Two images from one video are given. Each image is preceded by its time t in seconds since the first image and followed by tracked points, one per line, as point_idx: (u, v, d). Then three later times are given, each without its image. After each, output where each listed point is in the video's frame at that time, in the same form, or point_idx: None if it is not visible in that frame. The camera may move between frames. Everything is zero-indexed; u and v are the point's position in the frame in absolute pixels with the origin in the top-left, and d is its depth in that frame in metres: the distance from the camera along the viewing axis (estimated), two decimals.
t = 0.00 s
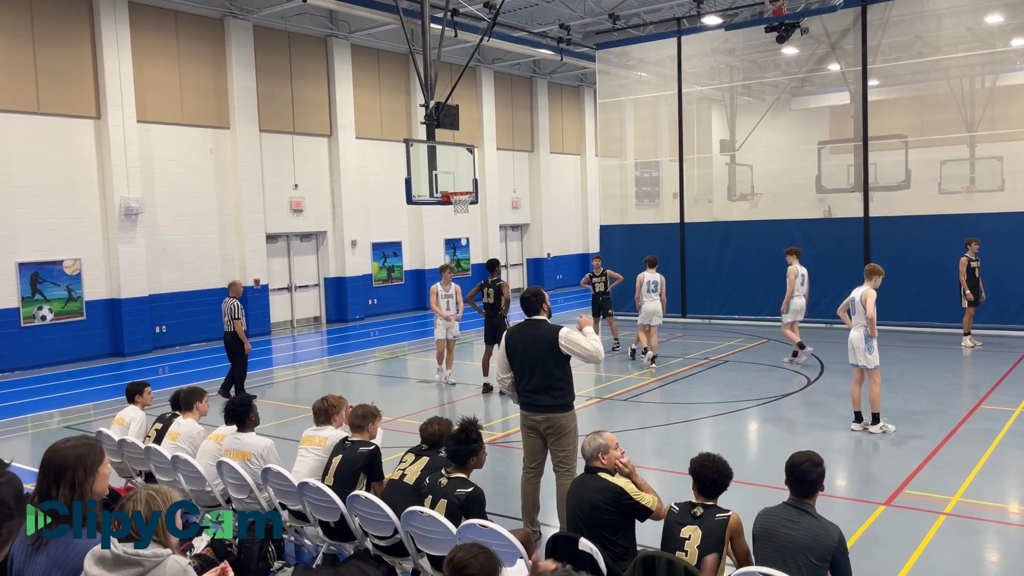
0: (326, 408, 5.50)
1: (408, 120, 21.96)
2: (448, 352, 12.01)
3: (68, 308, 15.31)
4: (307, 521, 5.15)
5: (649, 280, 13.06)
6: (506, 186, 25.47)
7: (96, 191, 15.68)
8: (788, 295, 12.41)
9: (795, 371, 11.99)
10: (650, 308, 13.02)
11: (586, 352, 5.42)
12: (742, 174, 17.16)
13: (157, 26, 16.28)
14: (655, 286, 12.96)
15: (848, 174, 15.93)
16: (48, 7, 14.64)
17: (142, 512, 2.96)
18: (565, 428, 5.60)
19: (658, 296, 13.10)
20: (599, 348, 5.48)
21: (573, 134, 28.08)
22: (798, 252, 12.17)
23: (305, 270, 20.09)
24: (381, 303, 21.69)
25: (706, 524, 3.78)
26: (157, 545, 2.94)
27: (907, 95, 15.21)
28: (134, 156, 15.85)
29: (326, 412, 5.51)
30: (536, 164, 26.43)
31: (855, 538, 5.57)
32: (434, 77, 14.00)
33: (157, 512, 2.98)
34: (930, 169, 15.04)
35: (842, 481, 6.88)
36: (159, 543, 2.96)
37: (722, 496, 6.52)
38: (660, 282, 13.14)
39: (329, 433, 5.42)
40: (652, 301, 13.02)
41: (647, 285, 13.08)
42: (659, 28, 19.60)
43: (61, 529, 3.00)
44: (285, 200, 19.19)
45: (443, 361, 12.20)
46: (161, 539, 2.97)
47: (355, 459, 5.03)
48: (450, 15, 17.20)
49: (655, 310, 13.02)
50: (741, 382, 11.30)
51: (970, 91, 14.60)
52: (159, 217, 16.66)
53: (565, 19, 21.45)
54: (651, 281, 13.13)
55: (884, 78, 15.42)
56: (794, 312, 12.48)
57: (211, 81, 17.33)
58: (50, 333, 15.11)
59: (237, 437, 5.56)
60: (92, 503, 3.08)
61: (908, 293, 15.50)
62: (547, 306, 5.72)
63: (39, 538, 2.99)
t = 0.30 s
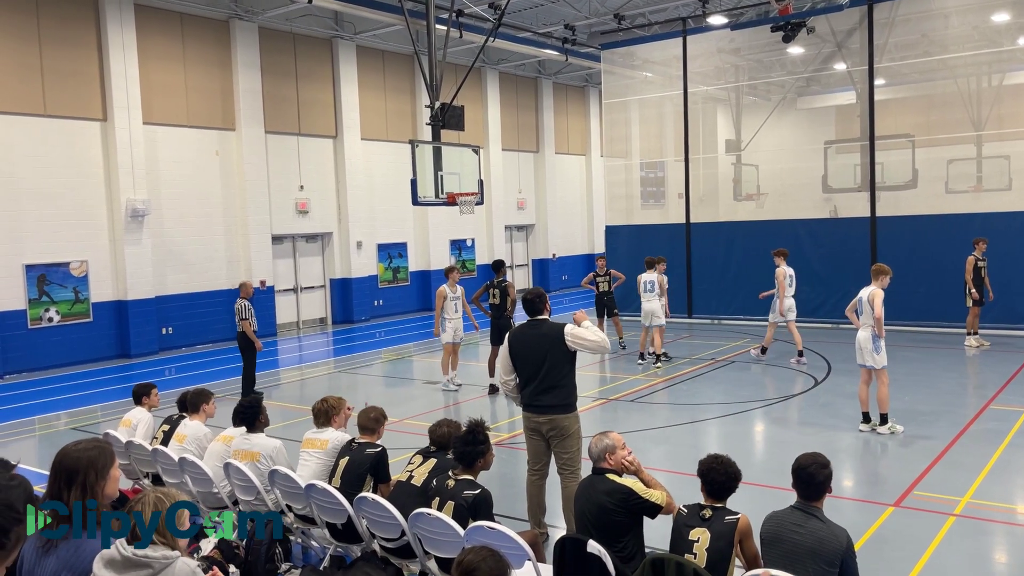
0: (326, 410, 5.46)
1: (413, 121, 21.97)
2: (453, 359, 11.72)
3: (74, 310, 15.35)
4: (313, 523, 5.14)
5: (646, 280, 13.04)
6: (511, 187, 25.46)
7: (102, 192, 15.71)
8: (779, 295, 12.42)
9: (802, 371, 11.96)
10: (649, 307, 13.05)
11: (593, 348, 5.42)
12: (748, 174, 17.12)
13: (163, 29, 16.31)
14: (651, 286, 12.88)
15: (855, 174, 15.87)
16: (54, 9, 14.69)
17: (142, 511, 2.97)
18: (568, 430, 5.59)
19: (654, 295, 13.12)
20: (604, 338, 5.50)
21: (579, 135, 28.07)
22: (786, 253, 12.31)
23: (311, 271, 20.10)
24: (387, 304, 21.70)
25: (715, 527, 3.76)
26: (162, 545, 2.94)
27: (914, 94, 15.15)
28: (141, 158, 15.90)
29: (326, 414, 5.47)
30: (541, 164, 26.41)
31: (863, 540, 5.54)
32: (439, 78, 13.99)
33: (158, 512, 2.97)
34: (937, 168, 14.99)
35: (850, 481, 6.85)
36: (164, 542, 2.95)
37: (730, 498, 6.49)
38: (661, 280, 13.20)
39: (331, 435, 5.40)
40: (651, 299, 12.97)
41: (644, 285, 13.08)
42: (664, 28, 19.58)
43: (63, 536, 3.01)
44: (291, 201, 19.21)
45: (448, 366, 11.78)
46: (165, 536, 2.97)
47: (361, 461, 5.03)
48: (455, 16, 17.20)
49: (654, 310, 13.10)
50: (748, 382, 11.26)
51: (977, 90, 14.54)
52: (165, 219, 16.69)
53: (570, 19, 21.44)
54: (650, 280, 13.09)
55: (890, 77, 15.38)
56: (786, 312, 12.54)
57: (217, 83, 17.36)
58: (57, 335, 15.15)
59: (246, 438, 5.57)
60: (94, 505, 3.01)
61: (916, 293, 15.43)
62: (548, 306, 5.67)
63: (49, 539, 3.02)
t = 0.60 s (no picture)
0: (329, 411, 5.51)
1: (420, 124, 22.01)
2: (458, 361, 11.76)
3: (83, 313, 15.42)
4: (320, 525, 5.15)
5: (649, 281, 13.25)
6: (517, 189, 25.49)
7: (110, 196, 15.79)
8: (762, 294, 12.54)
9: (808, 372, 11.93)
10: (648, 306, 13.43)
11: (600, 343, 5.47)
12: (755, 175, 17.09)
13: (170, 33, 16.39)
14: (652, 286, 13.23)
15: (862, 175, 15.83)
16: (62, 14, 14.78)
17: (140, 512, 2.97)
18: (572, 431, 5.60)
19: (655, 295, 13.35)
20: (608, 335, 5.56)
21: (585, 137, 28.07)
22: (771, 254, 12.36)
23: (318, 274, 20.15)
24: (393, 306, 21.73)
25: (721, 528, 3.75)
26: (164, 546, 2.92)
27: (922, 94, 15.09)
28: (148, 163, 15.98)
29: (329, 416, 5.51)
30: (547, 166, 26.43)
31: (871, 542, 5.52)
32: (445, 81, 14.01)
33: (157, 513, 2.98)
34: (944, 168, 14.94)
35: (859, 483, 6.82)
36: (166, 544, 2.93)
37: (736, 499, 6.48)
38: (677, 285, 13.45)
39: (335, 438, 5.40)
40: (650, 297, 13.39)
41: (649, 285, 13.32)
42: (670, 29, 19.57)
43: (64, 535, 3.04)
44: (298, 204, 19.27)
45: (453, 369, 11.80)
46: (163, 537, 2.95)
47: (368, 462, 5.04)
48: (461, 19, 17.25)
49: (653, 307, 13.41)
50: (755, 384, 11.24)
51: (984, 90, 14.49)
52: (173, 222, 16.76)
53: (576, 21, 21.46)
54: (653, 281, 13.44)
55: (897, 77, 15.33)
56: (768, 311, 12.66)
57: (224, 87, 17.43)
58: (66, 338, 15.22)
59: (255, 440, 5.59)
60: (93, 504, 3.03)
61: (923, 293, 15.37)
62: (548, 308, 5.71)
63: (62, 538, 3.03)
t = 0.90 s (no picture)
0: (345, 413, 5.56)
1: (426, 127, 22.06)
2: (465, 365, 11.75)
3: (92, 317, 15.50)
4: (328, 527, 5.17)
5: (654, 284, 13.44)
6: (524, 192, 25.51)
7: (119, 201, 15.88)
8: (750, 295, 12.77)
9: (816, 374, 11.90)
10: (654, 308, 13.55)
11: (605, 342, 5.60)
12: (762, 176, 17.06)
13: (178, 38, 16.47)
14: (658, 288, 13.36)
15: (869, 176, 15.79)
16: (70, 19, 14.88)
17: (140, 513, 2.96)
18: (579, 432, 5.64)
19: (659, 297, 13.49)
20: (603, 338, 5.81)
21: (591, 139, 28.09)
22: (758, 255, 12.72)
23: (325, 277, 20.20)
24: (400, 309, 21.77)
25: (727, 530, 3.75)
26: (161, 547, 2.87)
27: (929, 95, 15.04)
28: (157, 167, 16.07)
29: (343, 418, 5.57)
30: (553, 169, 26.45)
31: (878, 543, 5.50)
32: (451, 84, 14.03)
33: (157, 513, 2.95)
34: (952, 169, 14.88)
35: (867, 485, 6.79)
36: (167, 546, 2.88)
37: (744, 501, 6.46)
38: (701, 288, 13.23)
39: (341, 441, 5.42)
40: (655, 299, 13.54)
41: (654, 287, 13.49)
42: (676, 31, 19.58)
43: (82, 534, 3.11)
44: (305, 207, 19.32)
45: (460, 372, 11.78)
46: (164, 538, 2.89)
47: (375, 465, 5.05)
48: (467, 22, 17.29)
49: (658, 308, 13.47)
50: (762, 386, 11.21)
51: (992, 90, 14.43)
52: (181, 226, 16.84)
53: (581, 24, 21.48)
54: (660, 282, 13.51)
55: (904, 78, 15.28)
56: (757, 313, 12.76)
57: (231, 91, 17.51)
58: (76, 342, 15.30)
59: (266, 442, 5.62)
60: (94, 505, 3.04)
61: (932, 295, 15.31)
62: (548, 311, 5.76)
63: (89, 538, 3.09)
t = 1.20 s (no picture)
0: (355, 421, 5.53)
1: (431, 129, 22.08)
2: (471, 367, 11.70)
3: (99, 320, 15.54)
4: (334, 530, 5.18)
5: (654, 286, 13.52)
6: (529, 193, 25.52)
7: (125, 204, 15.93)
8: (740, 297, 12.98)
9: (822, 375, 11.87)
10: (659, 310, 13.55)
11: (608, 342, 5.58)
12: (767, 177, 17.02)
13: (183, 42, 16.52)
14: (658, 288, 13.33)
15: (875, 176, 15.75)
16: (77, 23, 14.94)
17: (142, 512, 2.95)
18: (583, 434, 5.63)
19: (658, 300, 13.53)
20: (605, 333, 5.81)
21: (596, 140, 28.07)
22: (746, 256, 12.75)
23: (331, 280, 20.23)
24: (406, 311, 21.79)
25: (735, 531, 3.74)
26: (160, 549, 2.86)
27: (935, 95, 15.00)
28: (162, 170, 16.12)
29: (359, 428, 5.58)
30: (558, 170, 26.45)
31: (885, 544, 5.48)
32: (456, 86, 14.04)
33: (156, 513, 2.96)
34: (958, 169, 14.82)
35: (874, 486, 6.76)
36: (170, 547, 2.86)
37: (751, 503, 6.45)
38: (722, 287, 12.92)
39: (348, 444, 5.42)
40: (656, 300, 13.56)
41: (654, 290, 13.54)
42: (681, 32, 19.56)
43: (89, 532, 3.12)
44: (311, 210, 19.36)
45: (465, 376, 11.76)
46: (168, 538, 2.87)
47: (381, 467, 5.05)
48: (472, 24, 17.31)
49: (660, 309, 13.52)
50: (768, 387, 11.18)
51: (998, 90, 14.38)
52: (187, 229, 16.88)
53: (586, 25, 21.50)
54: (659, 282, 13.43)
55: (910, 78, 15.24)
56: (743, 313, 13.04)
57: (236, 94, 17.56)
58: (82, 345, 15.35)
59: (275, 444, 5.64)
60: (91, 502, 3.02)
61: (938, 295, 15.26)
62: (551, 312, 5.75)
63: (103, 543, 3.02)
